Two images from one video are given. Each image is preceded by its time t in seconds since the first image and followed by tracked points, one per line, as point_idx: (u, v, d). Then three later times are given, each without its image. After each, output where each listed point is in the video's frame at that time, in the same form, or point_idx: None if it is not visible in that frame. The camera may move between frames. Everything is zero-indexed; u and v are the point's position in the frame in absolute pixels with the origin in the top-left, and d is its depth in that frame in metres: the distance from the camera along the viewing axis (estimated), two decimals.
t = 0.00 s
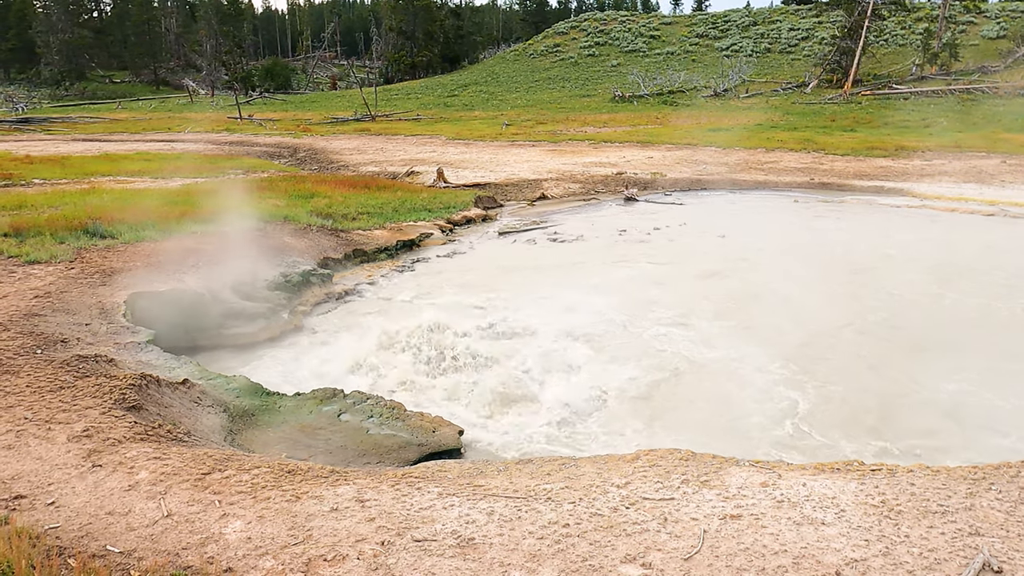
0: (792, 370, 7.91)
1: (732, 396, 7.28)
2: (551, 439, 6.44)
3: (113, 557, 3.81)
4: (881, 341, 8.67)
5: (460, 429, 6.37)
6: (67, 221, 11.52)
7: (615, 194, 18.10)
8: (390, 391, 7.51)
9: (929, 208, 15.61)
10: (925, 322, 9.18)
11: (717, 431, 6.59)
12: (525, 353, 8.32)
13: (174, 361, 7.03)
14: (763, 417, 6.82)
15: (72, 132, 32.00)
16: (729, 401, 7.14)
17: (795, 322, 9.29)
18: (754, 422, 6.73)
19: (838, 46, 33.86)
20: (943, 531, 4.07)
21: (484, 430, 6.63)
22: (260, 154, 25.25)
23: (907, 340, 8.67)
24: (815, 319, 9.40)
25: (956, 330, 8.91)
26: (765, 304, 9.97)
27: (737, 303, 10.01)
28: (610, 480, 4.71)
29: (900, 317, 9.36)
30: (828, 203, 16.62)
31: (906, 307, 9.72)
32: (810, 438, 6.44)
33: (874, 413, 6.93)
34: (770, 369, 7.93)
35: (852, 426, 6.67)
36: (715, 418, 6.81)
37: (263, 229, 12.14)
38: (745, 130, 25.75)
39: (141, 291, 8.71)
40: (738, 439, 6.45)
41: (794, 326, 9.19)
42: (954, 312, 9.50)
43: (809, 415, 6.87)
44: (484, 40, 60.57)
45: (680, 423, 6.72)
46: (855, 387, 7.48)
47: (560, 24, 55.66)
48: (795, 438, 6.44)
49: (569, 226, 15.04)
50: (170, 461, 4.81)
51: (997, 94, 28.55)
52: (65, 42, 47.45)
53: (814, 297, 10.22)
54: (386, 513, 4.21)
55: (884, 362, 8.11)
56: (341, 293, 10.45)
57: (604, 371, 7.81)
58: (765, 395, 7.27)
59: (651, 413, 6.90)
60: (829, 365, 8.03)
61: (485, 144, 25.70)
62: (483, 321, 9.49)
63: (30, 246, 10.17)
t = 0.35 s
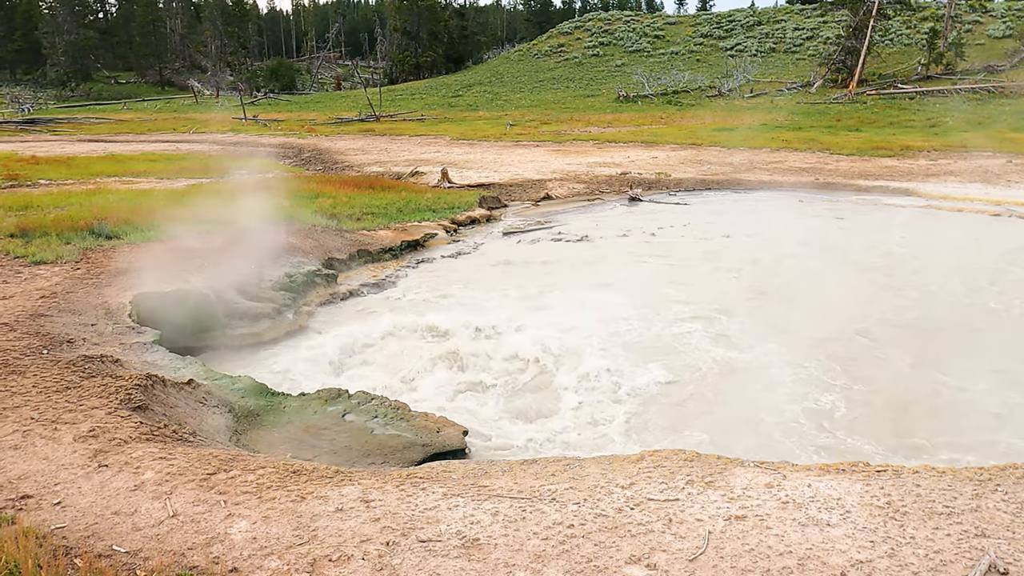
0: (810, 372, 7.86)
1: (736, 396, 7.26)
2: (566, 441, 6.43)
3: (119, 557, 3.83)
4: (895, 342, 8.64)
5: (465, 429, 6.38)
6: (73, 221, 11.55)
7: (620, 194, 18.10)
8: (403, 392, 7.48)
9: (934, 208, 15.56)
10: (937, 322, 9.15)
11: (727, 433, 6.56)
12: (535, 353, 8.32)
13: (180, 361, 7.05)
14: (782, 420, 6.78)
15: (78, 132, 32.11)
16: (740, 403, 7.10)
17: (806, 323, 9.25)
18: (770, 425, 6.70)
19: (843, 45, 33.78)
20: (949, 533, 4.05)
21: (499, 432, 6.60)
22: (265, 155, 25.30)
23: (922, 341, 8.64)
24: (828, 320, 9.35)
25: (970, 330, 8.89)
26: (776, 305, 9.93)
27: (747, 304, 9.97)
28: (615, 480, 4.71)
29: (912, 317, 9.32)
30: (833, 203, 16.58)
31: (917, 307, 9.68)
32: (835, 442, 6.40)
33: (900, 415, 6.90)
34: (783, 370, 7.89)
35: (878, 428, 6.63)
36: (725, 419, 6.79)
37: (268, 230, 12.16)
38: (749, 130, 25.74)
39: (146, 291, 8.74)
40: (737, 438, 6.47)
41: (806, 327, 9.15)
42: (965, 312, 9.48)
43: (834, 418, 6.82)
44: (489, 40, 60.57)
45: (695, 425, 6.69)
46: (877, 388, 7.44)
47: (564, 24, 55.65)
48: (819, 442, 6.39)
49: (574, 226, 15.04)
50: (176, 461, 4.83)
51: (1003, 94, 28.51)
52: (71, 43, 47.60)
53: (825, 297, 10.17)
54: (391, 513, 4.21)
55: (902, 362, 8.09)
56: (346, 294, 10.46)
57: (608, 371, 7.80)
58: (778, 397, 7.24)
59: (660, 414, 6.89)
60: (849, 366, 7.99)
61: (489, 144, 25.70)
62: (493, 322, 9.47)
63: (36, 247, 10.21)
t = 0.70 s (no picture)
0: (826, 373, 7.81)
1: (744, 397, 7.24)
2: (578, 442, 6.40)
3: (124, 557, 3.83)
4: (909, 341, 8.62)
5: (468, 429, 6.39)
6: (78, 221, 11.59)
7: (624, 194, 18.09)
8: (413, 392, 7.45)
9: (939, 208, 15.53)
10: (948, 322, 9.13)
11: (741, 436, 6.53)
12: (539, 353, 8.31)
13: (184, 361, 7.07)
14: (803, 423, 6.73)
15: (83, 133, 32.20)
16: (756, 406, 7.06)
17: (816, 324, 9.20)
18: (788, 427, 6.66)
19: (847, 45, 33.69)
20: (954, 534, 4.04)
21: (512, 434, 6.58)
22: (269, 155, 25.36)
23: (936, 341, 8.61)
24: (838, 321, 9.32)
25: (982, 330, 8.87)
26: (785, 305, 9.89)
27: (755, 304, 9.93)
28: (619, 480, 4.71)
29: (922, 318, 9.30)
30: (838, 203, 16.55)
31: (926, 307, 9.65)
32: (861, 446, 6.34)
33: (928, 416, 6.83)
34: (795, 371, 7.85)
35: (907, 430, 6.57)
36: (739, 422, 6.76)
37: (272, 230, 12.19)
38: (753, 130, 25.71)
39: (151, 290, 8.75)
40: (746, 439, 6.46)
41: (817, 328, 9.11)
42: (972, 311, 9.48)
43: (860, 422, 6.75)
44: (493, 40, 60.60)
45: (704, 426, 6.67)
46: (900, 390, 7.37)
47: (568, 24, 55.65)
48: (845, 446, 6.33)
49: (577, 226, 15.04)
50: (180, 461, 4.83)
51: (1008, 93, 28.45)
52: (76, 44, 47.74)
53: (833, 298, 10.14)
54: (394, 513, 4.22)
55: (923, 363, 8.04)
56: (350, 293, 10.48)
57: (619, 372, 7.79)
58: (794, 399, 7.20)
59: (667, 414, 6.87)
60: (869, 368, 7.93)
61: (493, 144, 25.70)
62: (499, 322, 9.46)
63: (42, 247, 10.25)
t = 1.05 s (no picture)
0: (847, 376, 7.76)
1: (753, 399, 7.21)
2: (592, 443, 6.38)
3: (129, 556, 3.85)
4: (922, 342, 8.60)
5: (472, 429, 6.40)
6: (83, 222, 11.63)
7: (628, 194, 18.10)
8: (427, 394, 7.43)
9: (944, 208, 15.51)
10: (959, 322, 9.12)
11: (761, 438, 6.49)
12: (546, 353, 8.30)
13: (189, 361, 7.08)
14: (831, 427, 6.68)
15: (89, 133, 32.31)
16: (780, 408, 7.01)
17: (827, 325, 9.17)
18: (815, 431, 6.61)
19: (852, 45, 33.63)
20: (958, 536, 4.03)
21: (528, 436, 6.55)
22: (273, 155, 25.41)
23: (942, 341, 8.61)
24: (844, 321, 9.31)
25: (994, 330, 8.86)
26: (795, 306, 9.86)
27: (762, 305, 9.92)
28: (622, 481, 4.72)
29: (933, 318, 9.28)
30: (843, 203, 16.53)
31: (935, 307, 9.65)
32: (881, 449, 6.31)
33: (959, 419, 6.79)
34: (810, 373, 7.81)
35: (942, 434, 6.51)
36: (759, 424, 6.71)
37: (277, 229, 12.21)
38: (757, 130, 25.70)
39: (155, 290, 8.78)
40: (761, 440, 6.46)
41: (826, 328, 9.09)
42: (975, 311, 9.49)
43: (892, 426, 6.69)
44: (497, 40, 60.66)
45: (713, 427, 6.64)
46: (926, 392, 7.34)
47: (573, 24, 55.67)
48: (861, 449, 6.29)
49: (582, 226, 15.03)
50: (185, 461, 4.85)
51: (1013, 94, 28.38)
52: (82, 45, 47.91)
53: (841, 298, 10.11)
54: (399, 514, 4.23)
55: (943, 363, 8.02)
56: (354, 294, 10.51)
57: (629, 373, 7.79)
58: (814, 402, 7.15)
59: (673, 416, 6.86)
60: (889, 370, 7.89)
61: (497, 144, 25.71)
62: (503, 322, 9.47)
63: (48, 247, 10.29)
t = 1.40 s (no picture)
0: (858, 376, 7.73)
1: (754, 399, 7.18)
2: (607, 445, 6.35)
3: (132, 554, 3.86)
4: (934, 342, 8.58)
5: (475, 429, 6.41)
6: (88, 221, 11.66)
7: (631, 194, 18.09)
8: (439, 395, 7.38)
9: (949, 208, 15.50)
10: (967, 322, 9.13)
11: (786, 442, 6.41)
12: (548, 354, 8.30)
13: (193, 361, 7.09)
14: (842, 426, 6.66)
15: (93, 133, 32.40)
16: (807, 413, 6.92)
17: (838, 326, 9.13)
18: (845, 435, 6.52)
19: (856, 45, 33.60)
20: (962, 536, 4.03)
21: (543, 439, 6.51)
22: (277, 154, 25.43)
23: (945, 340, 8.62)
24: (843, 320, 9.32)
25: (999, 329, 8.87)
26: (800, 306, 9.84)
27: (768, 305, 9.91)
28: (625, 481, 4.72)
29: (942, 318, 9.28)
30: (846, 203, 16.50)
31: (942, 307, 9.66)
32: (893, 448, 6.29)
33: (988, 421, 6.75)
34: (824, 376, 7.75)
35: (976, 437, 6.45)
36: (766, 423, 6.71)
37: (280, 229, 12.24)
38: (761, 131, 25.66)
39: (160, 289, 8.80)
40: (778, 442, 6.41)
41: (828, 328, 9.08)
42: (974, 310, 9.51)
43: (925, 430, 6.60)
44: (501, 41, 60.71)
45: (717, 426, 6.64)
46: (951, 394, 7.29)
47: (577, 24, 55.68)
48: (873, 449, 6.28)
49: (585, 226, 15.04)
50: (188, 460, 4.85)
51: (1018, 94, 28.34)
52: (87, 45, 48.00)
53: (848, 299, 10.10)
54: (401, 513, 4.23)
55: (961, 364, 7.99)
56: (357, 293, 10.54)
57: (635, 374, 7.78)
58: (836, 405, 7.09)
59: (676, 417, 6.83)
60: (910, 372, 7.84)
61: (500, 144, 25.71)
62: (505, 322, 9.47)
63: (52, 246, 10.32)
